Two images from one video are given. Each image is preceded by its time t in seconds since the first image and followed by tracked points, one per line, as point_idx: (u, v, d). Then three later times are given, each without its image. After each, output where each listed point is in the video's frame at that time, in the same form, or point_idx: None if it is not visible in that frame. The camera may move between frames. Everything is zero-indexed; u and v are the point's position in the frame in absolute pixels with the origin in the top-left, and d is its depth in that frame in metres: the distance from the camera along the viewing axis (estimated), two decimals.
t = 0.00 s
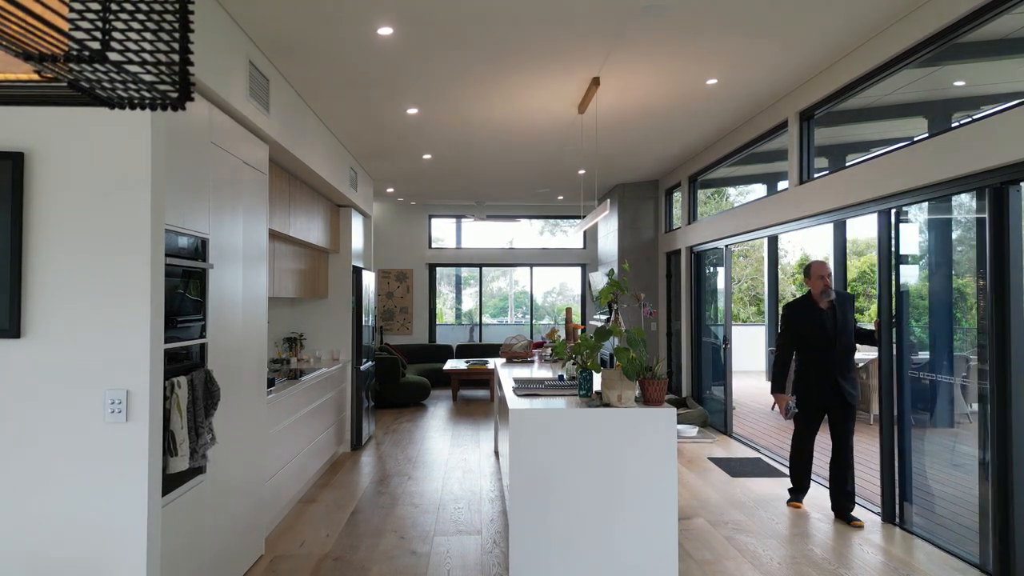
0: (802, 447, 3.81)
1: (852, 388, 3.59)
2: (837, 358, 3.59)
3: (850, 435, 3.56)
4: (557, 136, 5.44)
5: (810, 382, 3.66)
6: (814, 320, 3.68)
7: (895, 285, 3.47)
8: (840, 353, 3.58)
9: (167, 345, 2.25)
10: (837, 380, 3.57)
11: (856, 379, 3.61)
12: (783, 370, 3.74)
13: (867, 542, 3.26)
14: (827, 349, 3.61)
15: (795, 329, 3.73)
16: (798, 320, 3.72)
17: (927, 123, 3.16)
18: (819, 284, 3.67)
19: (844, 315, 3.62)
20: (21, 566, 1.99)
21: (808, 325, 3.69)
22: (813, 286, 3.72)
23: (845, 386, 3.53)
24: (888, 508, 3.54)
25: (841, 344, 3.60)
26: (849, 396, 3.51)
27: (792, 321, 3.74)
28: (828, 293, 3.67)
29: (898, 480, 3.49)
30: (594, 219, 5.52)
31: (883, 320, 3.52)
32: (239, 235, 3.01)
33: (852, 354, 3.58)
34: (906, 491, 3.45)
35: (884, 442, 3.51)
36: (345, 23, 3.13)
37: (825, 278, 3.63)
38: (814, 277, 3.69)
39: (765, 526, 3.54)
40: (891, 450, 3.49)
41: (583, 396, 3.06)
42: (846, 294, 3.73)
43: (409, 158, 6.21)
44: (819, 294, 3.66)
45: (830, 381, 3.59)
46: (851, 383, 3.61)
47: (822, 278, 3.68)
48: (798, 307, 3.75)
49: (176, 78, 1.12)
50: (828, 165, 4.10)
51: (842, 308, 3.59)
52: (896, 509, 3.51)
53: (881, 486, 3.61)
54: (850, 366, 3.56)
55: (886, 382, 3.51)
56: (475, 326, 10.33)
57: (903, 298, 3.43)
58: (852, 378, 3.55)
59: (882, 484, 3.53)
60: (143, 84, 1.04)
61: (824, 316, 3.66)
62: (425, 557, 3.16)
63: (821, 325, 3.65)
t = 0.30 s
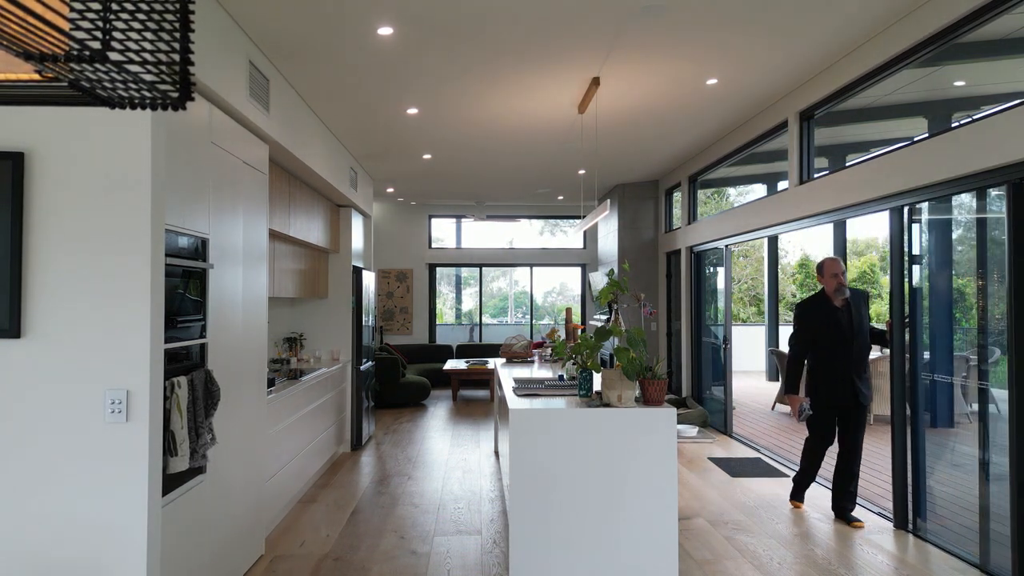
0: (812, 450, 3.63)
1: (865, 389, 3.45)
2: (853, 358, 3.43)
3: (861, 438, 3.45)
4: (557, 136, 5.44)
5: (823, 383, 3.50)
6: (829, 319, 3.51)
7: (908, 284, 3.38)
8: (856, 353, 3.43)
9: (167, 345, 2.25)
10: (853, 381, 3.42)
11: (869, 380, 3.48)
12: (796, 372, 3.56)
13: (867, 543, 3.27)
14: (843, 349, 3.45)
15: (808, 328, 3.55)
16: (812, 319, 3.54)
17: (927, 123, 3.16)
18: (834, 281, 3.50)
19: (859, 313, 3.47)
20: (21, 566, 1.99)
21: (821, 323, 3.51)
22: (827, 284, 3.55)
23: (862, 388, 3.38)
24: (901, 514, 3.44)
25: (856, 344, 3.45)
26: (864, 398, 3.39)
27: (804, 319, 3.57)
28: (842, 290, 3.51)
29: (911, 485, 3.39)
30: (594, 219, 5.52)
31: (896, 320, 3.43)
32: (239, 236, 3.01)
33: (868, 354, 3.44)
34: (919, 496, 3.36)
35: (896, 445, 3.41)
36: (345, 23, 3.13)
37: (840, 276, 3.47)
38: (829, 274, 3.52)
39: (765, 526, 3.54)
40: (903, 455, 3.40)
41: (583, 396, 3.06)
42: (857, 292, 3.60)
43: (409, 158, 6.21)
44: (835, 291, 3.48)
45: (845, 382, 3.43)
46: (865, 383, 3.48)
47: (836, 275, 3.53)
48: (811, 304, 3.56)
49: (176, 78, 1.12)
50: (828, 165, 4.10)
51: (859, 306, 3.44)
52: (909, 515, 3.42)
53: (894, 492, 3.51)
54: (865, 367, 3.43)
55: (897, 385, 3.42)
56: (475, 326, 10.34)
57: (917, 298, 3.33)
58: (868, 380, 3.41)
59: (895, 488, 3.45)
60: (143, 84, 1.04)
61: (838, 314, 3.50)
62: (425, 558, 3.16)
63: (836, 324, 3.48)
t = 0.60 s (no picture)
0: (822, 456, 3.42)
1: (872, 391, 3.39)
2: (860, 359, 3.36)
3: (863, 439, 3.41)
4: (557, 136, 5.44)
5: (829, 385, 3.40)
6: (835, 319, 3.43)
7: (921, 284, 3.28)
8: (863, 354, 3.37)
9: (167, 345, 2.25)
10: (859, 383, 3.34)
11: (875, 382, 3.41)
12: (802, 373, 3.46)
13: (868, 543, 3.27)
14: (850, 349, 3.37)
15: (813, 329, 3.47)
16: (817, 319, 3.47)
17: (927, 123, 3.16)
18: (841, 280, 3.42)
19: (866, 313, 3.40)
20: (21, 566, 1.99)
21: (827, 323, 3.43)
22: (833, 282, 3.47)
23: (870, 389, 3.32)
24: (913, 521, 3.34)
25: (863, 345, 3.38)
26: (871, 400, 3.32)
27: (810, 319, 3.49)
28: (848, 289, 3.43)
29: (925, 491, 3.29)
30: (594, 219, 5.52)
31: (910, 321, 3.31)
32: (239, 236, 3.01)
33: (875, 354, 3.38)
34: (933, 503, 3.25)
35: (911, 448, 3.33)
36: (345, 23, 3.13)
37: (846, 273, 3.39)
38: (835, 272, 3.43)
39: (765, 526, 3.54)
40: (916, 458, 3.31)
41: (583, 396, 3.06)
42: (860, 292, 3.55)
43: (409, 158, 6.21)
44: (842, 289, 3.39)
45: (852, 383, 3.35)
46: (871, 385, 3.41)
47: (842, 273, 3.44)
48: (816, 303, 3.48)
49: (177, 78, 1.12)
50: (828, 165, 4.10)
51: (866, 305, 3.38)
52: (923, 522, 3.31)
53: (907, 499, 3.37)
54: (872, 368, 3.36)
55: (912, 388, 3.32)
56: (475, 326, 10.34)
57: (931, 297, 3.23)
58: (875, 380, 3.35)
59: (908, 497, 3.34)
60: (145, 84, 1.04)
61: (845, 314, 3.42)
62: (425, 557, 3.16)
63: (842, 324, 3.41)
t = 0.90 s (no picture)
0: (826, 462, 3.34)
1: (874, 393, 3.37)
2: (861, 360, 3.34)
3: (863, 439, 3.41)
4: (557, 136, 5.44)
5: (830, 387, 3.37)
6: (836, 320, 3.40)
7: (933, 283, 3.18)
8: (865, 355, 3.35)
9: (167, 345, 2.25)
10: (861, 384, 3.32)
11: (876, 384, 3.39)
12: (802, 375, 3.41)
13: (869, 543, 3.28)
14: (851, 351, 3.35)
15: (813, 330, 3.45)
16: (817, 319, 3.44)
17: (927, 123, 3.16)
18: (842, 279, 3.39)
19: (866, 313, 3.39)
20: (22, 565, 2.00)
21: (827, 324, 3.41)
22: (834, 282, 3.44)
23: (872, 391, 3.30)
24: (924, 527, 3.25)
25: (865, 347, 3.35)
26: (873, 402, 3.30)
27: (810, 319, 3.46)
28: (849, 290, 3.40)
29: (937, 496, 3.20)
30: (594, 219, 5.52)
31: (921, 323, 3.24)
32: (239, 236, 3.01)
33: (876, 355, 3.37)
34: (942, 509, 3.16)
35: (922, 449, 3.24)
36: (345, 24, 3.13)
37: (848, 273, 3.38)
38: (836, 272, 3.40)
39: (766, 525, 3.55)
40: (928, 462, 3.21)
41: (583, 396, 3.06)
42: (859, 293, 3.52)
43: (409, 158, 6.21)
44: (843, 289, 3.37)
45: (853, 385, 3.32)
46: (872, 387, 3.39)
47: (845, 273, 3.39)
48: (817, 304, 3.45)
49: (179, 78, 1.12)
50: (828, 165, 4.11)
51: (866, 305, 3.38)
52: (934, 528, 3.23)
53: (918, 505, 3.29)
54: (873, 369, 3.34)
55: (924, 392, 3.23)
56: (475, 326, 10.34)
57: (943, 297, 3.14)
58: (876, 382, 3.33)
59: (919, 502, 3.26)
60: (146, 84, 1.05)
61: (846, 314, 3.39)
62: (425, 557, 3.17)
63: (843, 325, 3.38)
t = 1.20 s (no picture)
0: (824, 460, 3.34)
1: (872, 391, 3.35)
2: (859, 358, 3.32)
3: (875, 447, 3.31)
4: (557, 136, 5.44)
5: (827, 385, 3.34)
6: (833, 318, 3.37)
7: (945, 281, 3.10)
8: (862, 353, 3.33)
9: (167, 345, 2.24)
10: (859, 382, 3.30)
11: (874, 382, 3.38)
12: (798, 374, 3.38)
13: (869, 543, 3.28)
14: (849, 349, 3.33)
15: (809, 328, 3.41)
16: (814, 317, 3.40)
17: (927, 123, 3.16)
18: (838, 275, 3.36)
19: (863, 310, 3.37)
20: (22, 565, 2.00)
21: (824, 322, 3.38)
22: (830, 278, 3.41)
23: (871, 390, 3.27)
24: (934, 532, 3.18)
25: (862, 344, 3.34)
26: (873, 401, 3.27)
27: (806, 318, 3.42)
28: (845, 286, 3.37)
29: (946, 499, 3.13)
30: (594, 219, 5.52)
31: (931, 324, 3.15)
32: (239, 236, 3.01)
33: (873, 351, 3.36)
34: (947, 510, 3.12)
35: (932, 453, 3.16)
36: (345, 24, 3.13)
37: (844, 270, 3.35)
38: (833, 268, 3.37)
39: (766, 526, 3.55)
40: (939, 467, 3.14)
41: (583, 396, 3.06)
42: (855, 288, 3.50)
43: (409, 158, 6.21)
44: (840, 286, 3.34)
45: (851, 384, 3.30)
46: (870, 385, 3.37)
47: (841, 269, 3.36)
48: (813, 302, 3.42)
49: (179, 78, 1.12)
50: (828, 165, 4.11)
51: (861, 301, 3.36)
52: (945, 533, 3.15)
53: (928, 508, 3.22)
54: (870, 367, 3.33)
55: (934, 395, 3.14)
56: (475, 326, 10.35)
57: (955, 294, 3.05)
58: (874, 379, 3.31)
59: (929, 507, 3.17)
60: (147, 84, 1.04)
61: (842, 312, 3.37)
62: (425, 558, 3.17)
63: (840, 323, 3.35)
